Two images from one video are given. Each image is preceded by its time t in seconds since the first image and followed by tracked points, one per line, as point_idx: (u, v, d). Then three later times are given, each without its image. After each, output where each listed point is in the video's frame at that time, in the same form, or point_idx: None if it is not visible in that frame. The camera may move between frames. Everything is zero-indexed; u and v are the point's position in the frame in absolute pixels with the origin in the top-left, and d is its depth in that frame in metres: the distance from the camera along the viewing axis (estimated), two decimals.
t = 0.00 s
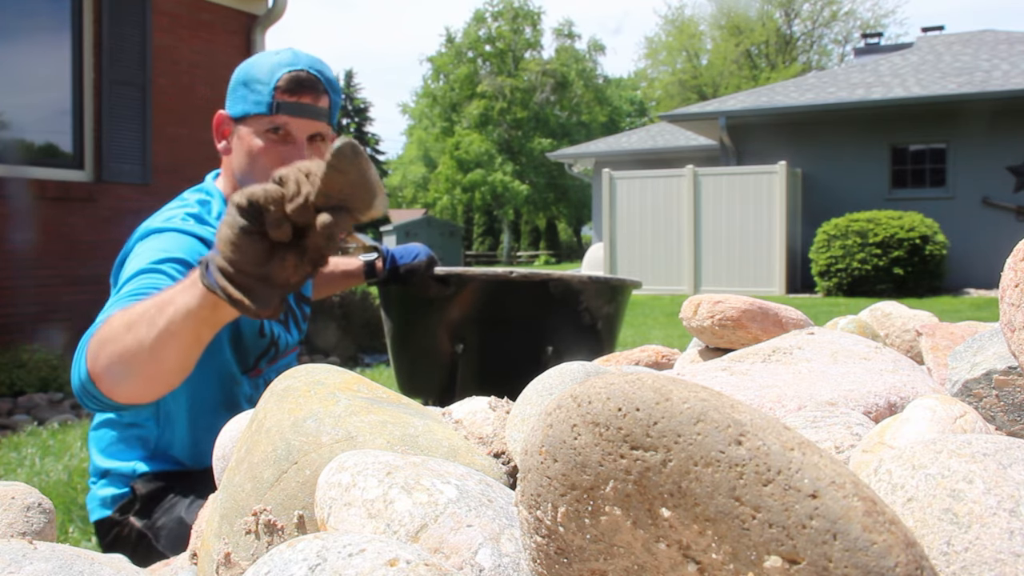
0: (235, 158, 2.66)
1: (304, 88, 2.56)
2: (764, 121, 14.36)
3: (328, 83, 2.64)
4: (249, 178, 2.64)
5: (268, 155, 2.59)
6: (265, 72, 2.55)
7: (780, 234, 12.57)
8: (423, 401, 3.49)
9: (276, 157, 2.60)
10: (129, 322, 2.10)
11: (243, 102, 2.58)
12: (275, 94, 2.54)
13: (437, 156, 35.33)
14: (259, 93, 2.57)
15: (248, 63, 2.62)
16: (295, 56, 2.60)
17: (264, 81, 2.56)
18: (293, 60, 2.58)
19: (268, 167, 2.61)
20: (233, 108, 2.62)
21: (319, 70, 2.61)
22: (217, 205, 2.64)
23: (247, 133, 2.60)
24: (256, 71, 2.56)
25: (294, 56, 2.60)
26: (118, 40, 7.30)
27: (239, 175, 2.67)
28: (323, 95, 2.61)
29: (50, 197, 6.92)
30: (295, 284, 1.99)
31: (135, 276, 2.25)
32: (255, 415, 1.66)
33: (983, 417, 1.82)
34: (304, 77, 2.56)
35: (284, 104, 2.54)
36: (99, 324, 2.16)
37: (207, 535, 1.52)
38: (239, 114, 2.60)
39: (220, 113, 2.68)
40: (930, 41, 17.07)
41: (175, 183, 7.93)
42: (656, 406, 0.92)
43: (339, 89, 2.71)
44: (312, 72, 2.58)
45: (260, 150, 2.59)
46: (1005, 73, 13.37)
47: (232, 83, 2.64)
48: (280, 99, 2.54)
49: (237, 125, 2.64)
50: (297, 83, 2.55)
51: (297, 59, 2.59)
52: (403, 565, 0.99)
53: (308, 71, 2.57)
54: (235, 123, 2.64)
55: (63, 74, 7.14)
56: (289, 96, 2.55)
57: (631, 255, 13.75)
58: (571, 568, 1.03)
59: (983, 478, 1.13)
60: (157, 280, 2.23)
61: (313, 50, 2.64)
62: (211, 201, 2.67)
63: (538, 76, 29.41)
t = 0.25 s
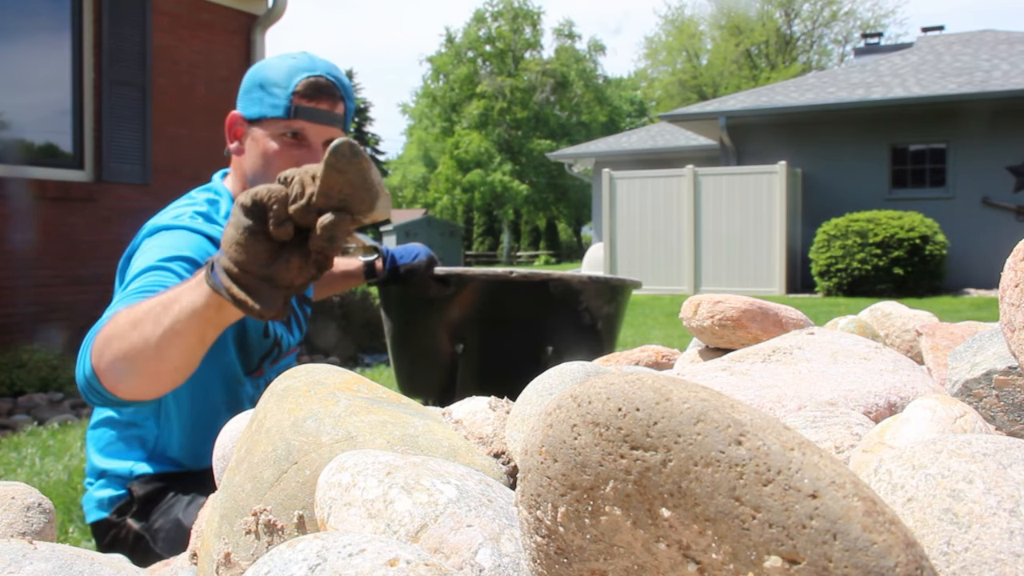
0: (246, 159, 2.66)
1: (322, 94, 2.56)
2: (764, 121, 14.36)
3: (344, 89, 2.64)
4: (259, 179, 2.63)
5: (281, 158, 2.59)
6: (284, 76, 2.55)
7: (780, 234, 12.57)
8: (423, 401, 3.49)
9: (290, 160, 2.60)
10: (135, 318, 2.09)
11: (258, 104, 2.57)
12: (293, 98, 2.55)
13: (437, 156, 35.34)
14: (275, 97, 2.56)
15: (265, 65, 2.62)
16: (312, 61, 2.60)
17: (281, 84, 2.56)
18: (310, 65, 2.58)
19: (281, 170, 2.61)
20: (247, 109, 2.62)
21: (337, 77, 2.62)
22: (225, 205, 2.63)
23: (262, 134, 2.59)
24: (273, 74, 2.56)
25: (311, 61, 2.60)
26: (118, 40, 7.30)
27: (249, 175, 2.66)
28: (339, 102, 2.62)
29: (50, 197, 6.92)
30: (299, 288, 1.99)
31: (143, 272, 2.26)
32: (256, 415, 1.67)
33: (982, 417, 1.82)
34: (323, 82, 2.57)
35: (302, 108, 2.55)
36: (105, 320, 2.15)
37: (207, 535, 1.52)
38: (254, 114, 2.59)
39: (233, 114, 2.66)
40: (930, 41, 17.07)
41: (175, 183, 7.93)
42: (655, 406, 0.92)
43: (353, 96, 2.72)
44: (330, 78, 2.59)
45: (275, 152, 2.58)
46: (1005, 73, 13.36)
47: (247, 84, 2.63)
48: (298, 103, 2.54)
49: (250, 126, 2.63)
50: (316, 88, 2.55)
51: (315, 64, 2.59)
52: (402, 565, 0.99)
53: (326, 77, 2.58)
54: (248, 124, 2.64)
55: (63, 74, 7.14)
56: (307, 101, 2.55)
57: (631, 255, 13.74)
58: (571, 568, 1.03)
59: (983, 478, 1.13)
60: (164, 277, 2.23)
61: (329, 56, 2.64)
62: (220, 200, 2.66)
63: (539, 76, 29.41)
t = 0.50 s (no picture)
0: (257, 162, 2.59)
1: (336, 98, 2.54)
2: (764, 121, 14.37)
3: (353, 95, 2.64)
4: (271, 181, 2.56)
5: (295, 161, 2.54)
6: (298, 80, 2.51)
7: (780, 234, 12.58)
8: (423, 401, 3.50)
9: (302, 161, 2.52)
10: (161, 322, 1.83)
11: (270, 107, 2.52)
12: (309, 102, 2.50)
13: (437, 156, 35.36)
14: (289, 99, 2.51)
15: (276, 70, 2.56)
16: (323, 66, 2.59)
17: (295, 88, 2.52)
18: (322, 69, 2.57)
19: (292, 172, 2.54)
20: (257, 112, 2.55)
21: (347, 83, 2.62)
22: (231, 202, 2.65)
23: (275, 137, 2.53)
24: (286, 78, 2.52)
25: (322, 66, 2.59)
26: (118, 41, 7.30)
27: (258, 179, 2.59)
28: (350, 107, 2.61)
29: (50, 198, 6.92)
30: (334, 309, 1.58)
31: (153, 266, 2.07)
32: (256, 415, 1.66)
33: (982, 417, 1.82)
34: (336, 88, 2.56)
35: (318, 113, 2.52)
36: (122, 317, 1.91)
37: (207, 535, 1.52)
38: (266, 118, 2.53)
39: (243, 115, 2.59)
40: (930, 41, 17.07)
41: (175, 183, 7.93)
42: (656, 406, 0.92)
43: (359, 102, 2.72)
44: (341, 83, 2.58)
45: (288, 153, 2.51)
46: (1006, 73, 13.36)
47: (257, 87, 2.56)
48: (314, 106, 2.50)
49: (261, 127, 2.56)
50: (330, 94, 2.53)
51: (326, 68, 2.58)
52: (402, 565, 0.99)
53: (338, 82, 2.57)
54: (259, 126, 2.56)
55: (63, 74, 7.13)
56: (323, 104, 2.51)
57: (631, 255, 13.75)
58: (571, 568, 1.03)
59: (982, 478, 1.13)
60: (175, 273, 2.05)
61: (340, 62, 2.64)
62: (226, 197, 2.68)
63: (539, 76, 29.41)
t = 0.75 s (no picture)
0: (255, 152, 2.62)
1: (334, 92, 2.61)
2: (764, 121, 14.37)
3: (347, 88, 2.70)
4: (270, 171, 2.60)
5: (295, 152, 2.59)
6: (298, 74, 2.57)
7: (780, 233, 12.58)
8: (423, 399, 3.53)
9: (303, 153, 2.60)
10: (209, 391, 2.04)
11: (271, 99, 2.57)
12: (309, 97, 2.56)
13: (437, 156, 35.34)
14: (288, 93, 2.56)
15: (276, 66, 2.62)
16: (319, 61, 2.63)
17: (296, 82, 2.57)
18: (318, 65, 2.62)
19: (293, 164, 2.61)
20: (258, 105, 2.60)
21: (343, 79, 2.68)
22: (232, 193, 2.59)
23: (274, 130, 2.59)
24: (286, 71, 2.57)
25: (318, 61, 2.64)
26: (118, 41, 7.30)
27: (255, 169, 2.62)
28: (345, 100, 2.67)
29: (50, 198, 6.92)
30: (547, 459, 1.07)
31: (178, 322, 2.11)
32: (255, 415, 1.67)
33: (983, 417, 1.82)
34: (334, 83, 2.62)
35: (318, 106, 2.57)
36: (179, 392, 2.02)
37: (207, 535, 1.52)
38: (266, 110, 2.58)
39: (241, 110, 2.63)
40: (930, 41, 17.07)
41: (175, 183, 7.92)
42: (656, 406, 0.92)
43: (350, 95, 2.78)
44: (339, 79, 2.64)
45: (288, 146, 2.59)
46: (1006, 73, 13.36)
47: (257, 81, 2.62)
48: (314, 100, 2.56)
49: (261, 122, 2.61)
50: (330, 88, 2.59)
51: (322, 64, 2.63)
52: (403, 565, 0.99)
53: (336, 78, 2.63)
54: (259, 119, 2.61)
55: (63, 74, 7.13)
56: (322, 97, 2.57)
57: (631, 255, 13.74)
58: (571, 568, 1.03)
59: (983, 478, 1.13)
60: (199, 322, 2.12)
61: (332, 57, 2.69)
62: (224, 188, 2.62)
63: (539, 76, 29.41)
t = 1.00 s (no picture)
0: (233, 157, 2.52)
1: (312, 96, 2.50)
2: (763, 121, 14.38)
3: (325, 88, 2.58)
4: (250, 175, 2.50)
5: (274, 157, 2.49)
6: (275, 78, 2.45)
7: (780, 233, 12.59)
8: (423, 400, 3.56)
9: (283, 156, 2.51)
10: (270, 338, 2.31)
11: (248, 105, 2.45)
12: (287, 101, 2.45)
13: (437, 156, 35.37)
14: (267, 98, 2.45)
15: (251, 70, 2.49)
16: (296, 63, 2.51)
17: (273, 87, 2.45)
18: (296, 67, 2.50)
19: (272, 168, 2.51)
20: (235, 108, 2.48)
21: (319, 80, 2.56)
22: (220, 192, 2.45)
23: (252, 135, 2.47)
24: (264, 75, 2.45)
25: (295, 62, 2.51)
26: (118, 41, 7.29)
27: (234, 173, 2.53)
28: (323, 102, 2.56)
29: (50, 197, 6.91)
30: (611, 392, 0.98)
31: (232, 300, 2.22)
32: (255, 415, 1.67)
33: (983, 416, 1.85)
34: (311, 86, 2.50)
35: (296, 110, 2.47)
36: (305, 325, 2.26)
37: (206, 534, 1.52)
38: (244, 115, 2.46)
39: (220, 112, 2.51)
40: (930, 41, 17.08)
41: (175, 184, 7.92)
42: (656, 406, 0.92)
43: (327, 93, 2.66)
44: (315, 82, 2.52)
45: (267, 150, 2.48)
46: (1005, 73, 13.37)
47: (234, 83, 2.49)
48: (292, 104, 2.45)
49: (239, 126, 2.49)
50: (307, 92, 2.48)
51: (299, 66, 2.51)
52: (402, 565, 0.99)
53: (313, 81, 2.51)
54: (237, 123, 2.49)
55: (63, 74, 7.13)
56: (299, 102, 2.47)
57: (630, 255, 13.75)
58: (571, 568, 1.03)
59: (983, 478, 1.13)
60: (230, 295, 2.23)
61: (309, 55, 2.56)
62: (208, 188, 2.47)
63: (539, 76, 29.43)
